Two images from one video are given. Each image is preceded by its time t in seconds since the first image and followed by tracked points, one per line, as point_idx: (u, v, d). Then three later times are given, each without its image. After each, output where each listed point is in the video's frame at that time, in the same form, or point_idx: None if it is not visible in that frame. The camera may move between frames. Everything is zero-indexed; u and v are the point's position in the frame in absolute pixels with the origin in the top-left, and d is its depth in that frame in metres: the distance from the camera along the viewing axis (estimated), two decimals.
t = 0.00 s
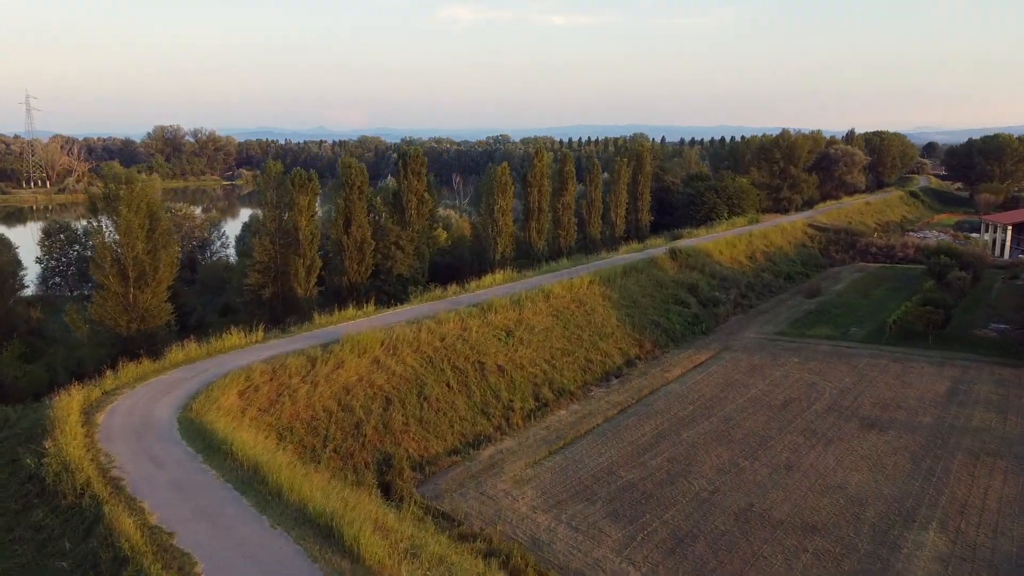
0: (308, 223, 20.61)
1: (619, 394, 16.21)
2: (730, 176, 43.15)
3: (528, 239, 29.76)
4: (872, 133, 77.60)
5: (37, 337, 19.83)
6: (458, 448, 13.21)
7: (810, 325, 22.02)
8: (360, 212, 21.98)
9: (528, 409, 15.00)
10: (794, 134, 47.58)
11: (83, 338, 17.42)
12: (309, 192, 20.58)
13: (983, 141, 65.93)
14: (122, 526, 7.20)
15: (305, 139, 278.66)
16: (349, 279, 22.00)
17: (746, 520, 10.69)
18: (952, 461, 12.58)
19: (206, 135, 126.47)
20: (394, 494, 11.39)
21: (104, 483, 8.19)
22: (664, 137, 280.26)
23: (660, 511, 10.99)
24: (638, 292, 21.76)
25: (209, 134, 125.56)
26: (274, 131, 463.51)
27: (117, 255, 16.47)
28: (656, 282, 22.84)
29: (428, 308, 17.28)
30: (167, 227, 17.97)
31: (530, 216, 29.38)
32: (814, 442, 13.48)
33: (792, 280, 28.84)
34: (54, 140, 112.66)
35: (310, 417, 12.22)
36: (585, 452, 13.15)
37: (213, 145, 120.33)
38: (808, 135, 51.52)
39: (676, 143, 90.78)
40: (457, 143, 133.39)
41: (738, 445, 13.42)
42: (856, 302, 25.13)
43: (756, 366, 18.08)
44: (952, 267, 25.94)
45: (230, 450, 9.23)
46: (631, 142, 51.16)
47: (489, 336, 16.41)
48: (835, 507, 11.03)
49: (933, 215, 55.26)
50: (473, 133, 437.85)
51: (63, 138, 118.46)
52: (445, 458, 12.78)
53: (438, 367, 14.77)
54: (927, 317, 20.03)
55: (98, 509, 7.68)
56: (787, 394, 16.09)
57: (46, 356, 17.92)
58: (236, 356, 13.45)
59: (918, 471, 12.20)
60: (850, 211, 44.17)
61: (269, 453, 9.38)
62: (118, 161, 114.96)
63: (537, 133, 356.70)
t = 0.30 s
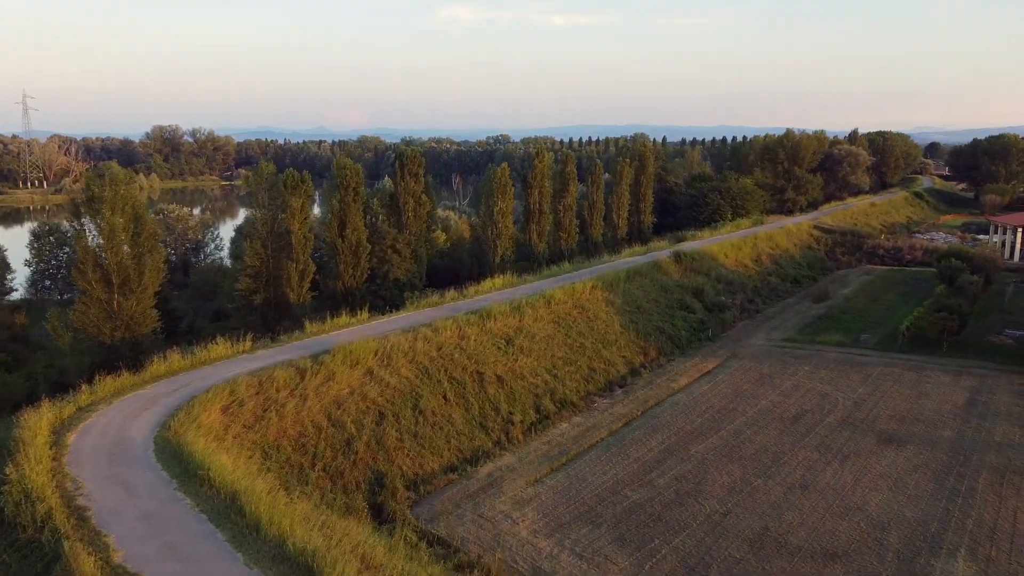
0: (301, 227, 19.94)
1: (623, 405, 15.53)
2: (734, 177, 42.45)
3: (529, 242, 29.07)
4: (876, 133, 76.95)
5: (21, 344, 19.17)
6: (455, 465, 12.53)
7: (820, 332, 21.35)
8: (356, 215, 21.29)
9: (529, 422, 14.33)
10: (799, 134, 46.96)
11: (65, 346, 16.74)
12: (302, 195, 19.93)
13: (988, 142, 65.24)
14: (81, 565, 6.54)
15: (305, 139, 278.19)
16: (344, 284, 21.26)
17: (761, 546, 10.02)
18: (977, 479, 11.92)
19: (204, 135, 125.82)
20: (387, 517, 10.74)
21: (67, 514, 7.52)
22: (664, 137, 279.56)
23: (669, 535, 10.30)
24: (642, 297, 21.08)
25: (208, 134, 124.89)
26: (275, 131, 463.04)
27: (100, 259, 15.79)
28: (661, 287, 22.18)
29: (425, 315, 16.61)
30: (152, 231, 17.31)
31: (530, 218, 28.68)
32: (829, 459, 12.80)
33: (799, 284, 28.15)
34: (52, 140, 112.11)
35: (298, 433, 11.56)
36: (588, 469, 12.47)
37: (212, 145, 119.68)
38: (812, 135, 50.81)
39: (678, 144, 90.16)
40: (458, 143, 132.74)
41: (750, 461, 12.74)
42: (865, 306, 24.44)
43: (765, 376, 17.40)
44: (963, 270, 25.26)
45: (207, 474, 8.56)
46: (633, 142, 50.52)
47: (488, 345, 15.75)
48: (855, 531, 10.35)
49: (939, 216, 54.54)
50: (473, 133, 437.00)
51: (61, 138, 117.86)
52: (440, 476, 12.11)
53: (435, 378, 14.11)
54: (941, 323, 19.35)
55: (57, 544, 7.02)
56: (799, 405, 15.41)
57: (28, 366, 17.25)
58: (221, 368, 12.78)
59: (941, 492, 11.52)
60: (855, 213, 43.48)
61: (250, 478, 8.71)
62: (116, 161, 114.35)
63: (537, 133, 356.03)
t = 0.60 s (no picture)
0: (294, 230, 19.22)
1: (629, 417, 14.85)
2: (738, 177, 41.80)
3: (529, 244, 28.40)
4: (879, 133, 76.30)
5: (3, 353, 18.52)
6: (451, 484, 11.86)
7: (830, 338, 20.68)
8: (351, 217, 20.62)
9: (529, 436, 13.65)
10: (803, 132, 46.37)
11: (47, 355, 16.09)
12: (294, 197, 19.23)
13: (993, 142, 64.58)
14: None
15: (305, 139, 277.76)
16: (339, 289, 20.62)
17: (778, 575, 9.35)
18: (1004, 501, 11.25)
19: (203, 134, 125.22)
20: (378, 543, 10.07)
21: (22, 550, 6.83)
22: (665, 137, 278.98)
23: (680, 563, 9.62)
24: (646, 302, 20.42)
25: (206, 134, 124.32)
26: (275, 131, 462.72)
27: (82, 264, 15.12)
28: (665, 292, 21.51)
29: (421, 323, 15.93)
30: (137, 234, 16.63)
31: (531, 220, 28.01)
32: (847, 477, 12.13)
33: (806, 288, 27.48)
34: (50, 140, 111.52)
35: (285, 452, 10.89)
36: (593, 488, 11.79)
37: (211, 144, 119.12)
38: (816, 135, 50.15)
39: (679, 143, 89.53)
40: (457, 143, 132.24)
41: (764, 479, 12.08)
42: (876, 311, 23.77)
43: (775, 386, 16.74)
44: (975, 274, 24.61)
45: (181, 503, 7.89)
46: (635, 142, 49.87)
47: (487, 355, 15.08)
48: (878, 558, 9.68)
49: (944, 217, 53.85)
50: (473, 133, 436.54)
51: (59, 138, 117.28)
52: (436, 496, 11.44)
53: (431, 391, 13.44)
54: (956, 330, 18.69)
55: None
56: (813, 418, 14.74)
57: (9, 376, 16.59)
58: (205, 381, 12.11)
59: (968, 514, 10.85)
60: (861, 214, 42.82)
61: (228, 507, 8.04)
62: (115, 162, 113.82)
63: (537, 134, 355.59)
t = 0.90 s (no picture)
0: (286, 233, 18.54)
1: (634, 431, 14.17)
2: (742, 178, 41.14)
3: (530, 246, 27.70)
4: (883, 133, 75.63)
5: None
6: (448, 505, 11.18)
7: (841, 346, 19.98)
8: (345, 220, 19.94)
9: (530, 452, 12.98)
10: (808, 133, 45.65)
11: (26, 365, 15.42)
12: (288, 199, 18.60)
13: (999, 142, 63.91)
14: None
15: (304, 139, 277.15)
16: (333, 294, 19.95)
17: None
18: None
19: (202, 134, 124.54)
20: (368, 572, 9.41)
21: None
22: (666, 136, 278.28)
23: None
24: (651, 307, 19.75)
25: (205, 134, 123.68)
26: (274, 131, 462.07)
27: (62, 270, 14.42)
28: (670, 297, 20.84)
29: (417, 331, 15.25)
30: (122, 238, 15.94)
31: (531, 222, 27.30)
32: (866, 497, 11.45)
33: (813, 291, 26.80)
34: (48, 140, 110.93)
35: (270, 473, 10.23)
36: (597, 509, 11.11)
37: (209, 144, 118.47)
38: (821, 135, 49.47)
39: (681, 143, 88.92)
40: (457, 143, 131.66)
41: (778, 500, 11.41)
42: (886, 316, 23.09)
43: (786, 397, 16.07)
44: (988, 277, 23.94)
45: (149, 537, 7.23)
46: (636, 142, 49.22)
47: (486, 365, 14.41)
48: None
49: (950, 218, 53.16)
50: (474, 133, 435.88)
51: (57, 138, 116.77)
52: (431, 519, 10.76)
53: (426, 405, 12.77)
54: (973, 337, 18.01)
55: None
56: (827, 432, 14.08)
57: None
58: (187, 395, 11.45)
59: (998, 540, 10.17)
60: (867, 215, 42.17)
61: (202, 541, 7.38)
62: (113, 162, 113.19)
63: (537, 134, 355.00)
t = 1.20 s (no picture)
0: (277, 237, 17.82)
1: (640, 446, 13.48)
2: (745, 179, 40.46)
3: (530, 249, 27.00)
4: (886, 133, 75.02)
5: None
6: (443, 529, 10.49)
7: (852, 353, 19.28)
8: (339, 223, 19.25)
9: (530, 470, 12.29)
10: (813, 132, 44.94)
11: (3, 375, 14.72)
12: (278, 202, 17.84)
13: (1004, 143, 63.30)
14: None
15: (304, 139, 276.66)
16: (327, 299, 19.27)
17: None
18: None
19: (200, 134, 123.88)
20: None
21: None
22: (667, 136, 277.72)
23: None
24: (656, 314, 19.08)
25: (203, 134, 123.05)
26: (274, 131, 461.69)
27: (39, 277, 13.71)
28: (675, 303, 20.16)
29: (412, 341, 14.59)
30: (104, 242, 15.22)
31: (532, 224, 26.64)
32: (888, 520, 10.76)
33: (821, 296, 26.12)
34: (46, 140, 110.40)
35: (252, 497, 9.55)
36: (603, 533, 10.42)
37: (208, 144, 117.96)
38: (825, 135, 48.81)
39: (682, 143, 88.29)
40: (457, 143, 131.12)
41: (795, 523, 10.72)
42: (897, 322, 22.40)
43: (798, 409, 15.37)
44: (1001, 281, 23.27)
45: None
46: (638, 142, 48.58)
47: (484, 377, 13.73)
48: None
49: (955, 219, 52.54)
50: (474, 133, 435.35)
51: (55, 138, 116.23)
52: (425, 545, 10.07)
53: (421, 420, 12.10)
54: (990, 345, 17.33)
55: None
56: (843, 447, 13.38)
57: None
58: (166, 411, 10.77)
59: None
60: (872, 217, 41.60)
61: None
62: (111, 162, 112.55)
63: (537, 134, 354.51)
